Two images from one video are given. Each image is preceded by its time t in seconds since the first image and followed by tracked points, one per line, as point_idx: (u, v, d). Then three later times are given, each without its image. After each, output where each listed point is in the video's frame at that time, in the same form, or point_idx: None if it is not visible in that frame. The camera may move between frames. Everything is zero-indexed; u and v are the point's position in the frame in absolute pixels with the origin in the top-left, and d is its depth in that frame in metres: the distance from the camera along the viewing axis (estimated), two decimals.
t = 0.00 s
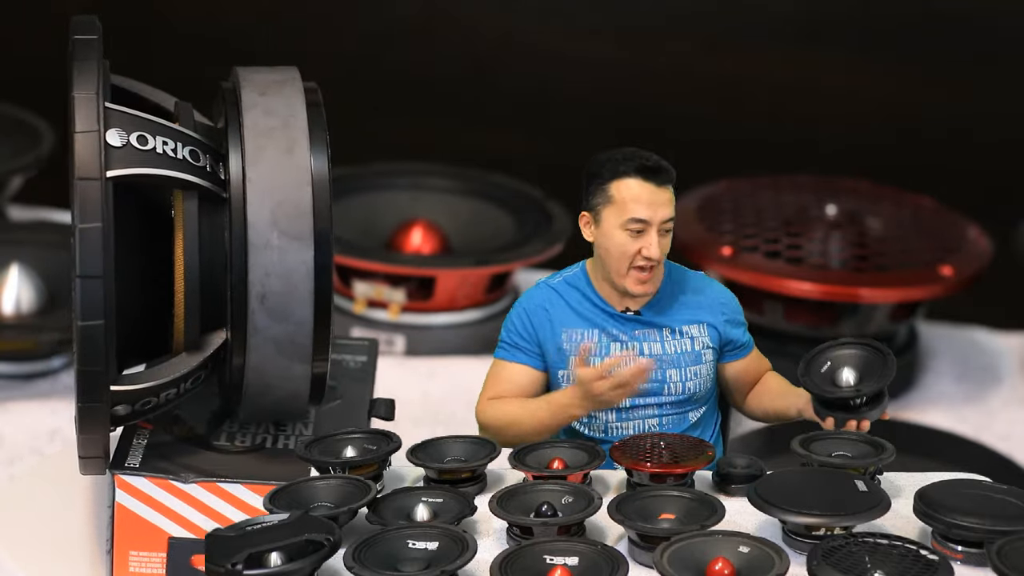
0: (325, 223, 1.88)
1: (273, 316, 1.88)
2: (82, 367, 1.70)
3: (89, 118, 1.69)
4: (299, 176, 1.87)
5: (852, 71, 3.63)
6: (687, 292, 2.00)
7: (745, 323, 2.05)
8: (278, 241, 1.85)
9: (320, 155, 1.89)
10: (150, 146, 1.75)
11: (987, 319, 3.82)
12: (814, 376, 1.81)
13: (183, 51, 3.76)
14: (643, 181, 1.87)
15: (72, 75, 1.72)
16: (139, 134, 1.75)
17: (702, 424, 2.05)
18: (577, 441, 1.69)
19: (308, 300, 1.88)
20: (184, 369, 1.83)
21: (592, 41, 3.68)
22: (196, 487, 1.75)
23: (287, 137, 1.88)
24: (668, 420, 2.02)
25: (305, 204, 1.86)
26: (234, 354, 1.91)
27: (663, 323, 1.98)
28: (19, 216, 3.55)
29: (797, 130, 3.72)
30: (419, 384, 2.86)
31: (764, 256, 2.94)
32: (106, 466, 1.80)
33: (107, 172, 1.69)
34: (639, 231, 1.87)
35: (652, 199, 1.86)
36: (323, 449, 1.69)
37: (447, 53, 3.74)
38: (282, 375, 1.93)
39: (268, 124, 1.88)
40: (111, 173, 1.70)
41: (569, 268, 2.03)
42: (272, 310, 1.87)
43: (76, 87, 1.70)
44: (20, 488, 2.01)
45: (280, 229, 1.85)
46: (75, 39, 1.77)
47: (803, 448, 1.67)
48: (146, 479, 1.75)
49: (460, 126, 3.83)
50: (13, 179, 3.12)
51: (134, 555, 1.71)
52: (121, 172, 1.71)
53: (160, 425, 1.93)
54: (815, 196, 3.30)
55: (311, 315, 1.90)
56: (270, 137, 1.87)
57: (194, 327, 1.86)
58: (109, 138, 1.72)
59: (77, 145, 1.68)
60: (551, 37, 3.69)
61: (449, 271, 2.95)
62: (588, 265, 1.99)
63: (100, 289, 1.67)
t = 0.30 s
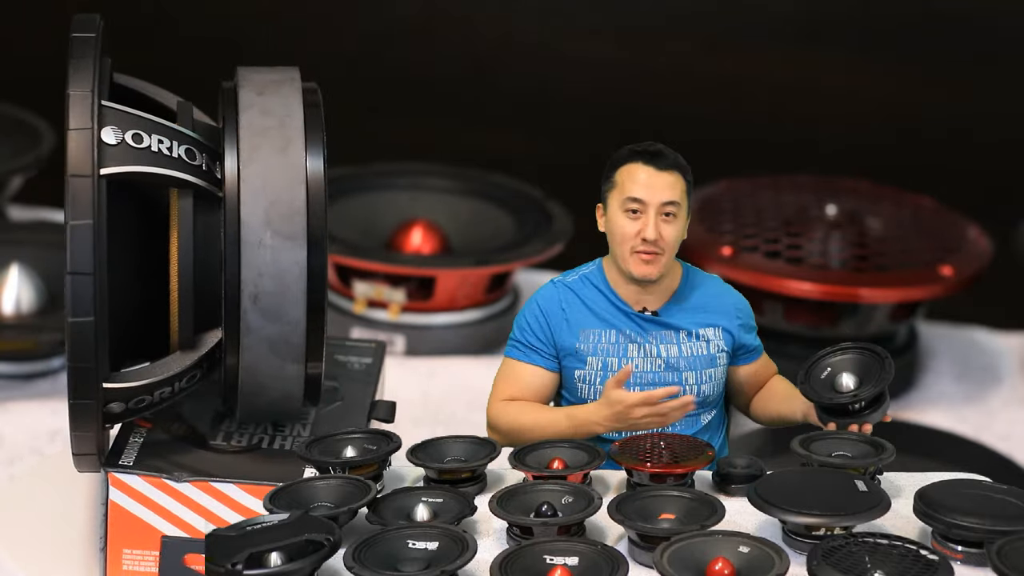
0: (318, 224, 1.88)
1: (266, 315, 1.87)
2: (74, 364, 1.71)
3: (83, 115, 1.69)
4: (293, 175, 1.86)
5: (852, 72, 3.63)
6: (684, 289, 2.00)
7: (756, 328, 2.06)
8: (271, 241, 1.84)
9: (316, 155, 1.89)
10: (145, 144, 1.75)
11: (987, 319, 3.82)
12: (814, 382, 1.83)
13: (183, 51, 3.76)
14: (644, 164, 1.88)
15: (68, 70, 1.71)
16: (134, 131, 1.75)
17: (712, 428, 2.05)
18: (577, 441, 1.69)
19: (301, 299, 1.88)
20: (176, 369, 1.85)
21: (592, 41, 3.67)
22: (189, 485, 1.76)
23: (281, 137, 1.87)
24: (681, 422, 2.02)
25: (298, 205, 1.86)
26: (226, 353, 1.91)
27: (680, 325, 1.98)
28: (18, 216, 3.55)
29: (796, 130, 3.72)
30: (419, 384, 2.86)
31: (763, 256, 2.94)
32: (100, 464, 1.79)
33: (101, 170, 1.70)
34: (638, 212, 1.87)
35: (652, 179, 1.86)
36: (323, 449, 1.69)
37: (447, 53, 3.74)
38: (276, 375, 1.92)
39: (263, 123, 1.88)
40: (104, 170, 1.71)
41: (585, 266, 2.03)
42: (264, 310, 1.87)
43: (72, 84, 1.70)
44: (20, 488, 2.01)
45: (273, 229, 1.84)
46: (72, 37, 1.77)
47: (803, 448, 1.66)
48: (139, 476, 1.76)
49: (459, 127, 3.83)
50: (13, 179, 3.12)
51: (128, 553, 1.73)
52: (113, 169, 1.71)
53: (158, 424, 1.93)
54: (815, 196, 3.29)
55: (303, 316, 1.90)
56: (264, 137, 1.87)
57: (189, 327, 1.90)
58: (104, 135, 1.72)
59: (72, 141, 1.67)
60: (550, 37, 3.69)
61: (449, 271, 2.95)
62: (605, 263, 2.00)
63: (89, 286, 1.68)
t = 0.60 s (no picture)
0: (312, 225, 1.87)
1: (259, 314, 1.87)
2: (64, 361, 1.74)
3: (77, 111, 1.71)
4: (288, 176, 1.85)
5: (852, 71, 3.64)
6: (687, 290, 1.99)
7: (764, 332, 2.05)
8: (264, 240, 1.84)
9: (311, 155, 1.88)
10: (140, 142, 1.76)
11: (987, 319, 3.82)
12: (822, 393, 1.81)
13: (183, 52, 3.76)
14: (651, 168, 1.85)
15: (66, 67, 1.74)
16: (130, 129, 1.76)
17: (713, 432, 2.06)
18: (577, 441, 1.69)
19: (294, 299, 1.88)
20: (170, 368, 1.86)
21: (592, 41, 3.68)
22: (182, 484, 1.76)
23: (277, 137, 1.87)
24: (681, 424, 2.03)
25: (292, 205, 1.85)
26: (221, 353, 1.91)
27: (685, 329, 1.98)
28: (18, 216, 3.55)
29: (796, 129, 3.72)
30: (418, 384, 2.86)
31: (763, 256, 2.94)
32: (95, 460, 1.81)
33: (94, 168, 1.72)
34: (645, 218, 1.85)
35: (659, 185, 1.84)
36: (324, 449, 1.69)
37: (447, 53, 3.74)
38: (269, 375, 1.92)
39: (259, 123, 1.87)
40: (98, 167, 1.73)
41: (593, 265, 2.03)
42: (257, 310, 1.87)
43: (68, 81, 1.73)
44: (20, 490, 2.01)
45: (267, 229, 1.84)
46: (73, 34, 1.79)
47: (803, 448, 1.67)
48: (133, 475, 1.77)
49: (460, 126, 3.83)
50: (13, 179, 3.12)
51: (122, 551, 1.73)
52: (105, 167, 1.73)
53: (156, 422, 1.94)
54: (815, 196, 3.29)
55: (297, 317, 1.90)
56: (260, 137, 1.86)
57: (184, 326, 1.90)
58: (99, 133, 1.73)
59: (64, 139, 1.71)
60: (550, 37, 3.69)
61: (449, 271, 2.95)
62: (613, 264, 2.00)
63: (79, 283, 1.71)
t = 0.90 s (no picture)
0: (306, 226, 1.87)
1: (252, 313, 1.87)
2: (55, 358, 1.74)
3: (71, 108, 1.72)
4: (282, 176, 1.86)
5: (852, 71, 3.63)
6: (688, 289, 1.99)
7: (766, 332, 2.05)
8: (257, 240, 1.84)
9: (307, 155, 1.88)
10: (136, 140, 1.77)
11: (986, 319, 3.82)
12: (825, 389, 1.83)
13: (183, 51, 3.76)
14: (656, 170, 1.85)
15: (62, 64, 1.75)
16: (127, 126, 1.77)
17: (713, 432, 2.06)
18: (577, 441, 1.69)
19: (287, 298, 1.88)
20: (165, 367, 1.86)
21: (592, 41, 3.67)
22: (175, 483, 1.76)
23: (273, 136, 1.87)
24: (682, 424, 2.03)
25: (286, 205, 1.85)
26: (216, 352, 1.91)
27: (686, 330, 1.98)
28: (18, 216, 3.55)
29: (796, 130, 3.72)
30: (417, 384, 2.86)
31: (763, 256, 2.94)
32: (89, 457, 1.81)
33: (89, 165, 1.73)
34: (653, 220, 1.85)
35: (666, 186, 1.84)
36: (324, 449, 1.70)
37: (447, 53, 3.74)
38: (262, 375, 1.92)
39: (256, 122, 1.88)
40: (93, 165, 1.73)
41: (594, 264, 2.04)
42: (250, 309, 1.87)
43: (64, 78, 1.74)
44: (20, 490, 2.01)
45: (260, 228, 1.84)
46: (72, 31, 1.80)
47: (803, 448, 1.67)
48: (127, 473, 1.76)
49: (460, 126, 3.83)
50: (13, 179, 3.12)
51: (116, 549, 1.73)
52: (100, 164, 1.74)
53: (154, 420, 1.94)
54: (815, 196, 3.29)
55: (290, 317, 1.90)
56: (257, 137, 1.87)
57: (178, 325, 1.90)
58: (95, 131, 1.74)
59: (58, 135, 1.72)
60: (550, 37, 3.69)
61: (449, 271, 2.95)
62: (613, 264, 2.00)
63: (70, 279, 1.71)
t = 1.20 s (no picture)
0: (300, 226, 1.86)
1: (244, 312, 1.87)
2: (47, 354, 1.74)
3: (67, 105, 1.74)
4: (276, 175, 1.85)
5: (851, 71, 3.63)
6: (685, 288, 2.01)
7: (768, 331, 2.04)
8: (250, 239, 1.84)
9: (302, 155, 1.88)
10: (131, 139, 1.78)
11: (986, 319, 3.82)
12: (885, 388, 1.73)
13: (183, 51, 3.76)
14: (672, 175, 1.90)
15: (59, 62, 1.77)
16: (122, 125, 1.78)
17: (712, 430, 2.06)
18: (576, 441, 1.69)
19: (279, 297, 1.87)
20: (160, 364, 1.86)
21: (592, 41, 3.67)
22: (169, 482, 1.76)
23: (268, 136, 1.87)
24: (679, 422, 2.04)
25: (278, 205, 1.85)
26: (210, 351, 1.91)
27: (683, 327, 1.99)
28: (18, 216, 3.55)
29: (796, 129, 3.72)
30: (417, 384, 2.86)
31: (763, 256, 2.94)
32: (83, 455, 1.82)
33: (83, 163, 1.74)
34: (674, 225, 1.90)
35: (687, 193, 1.90)
36: (323, 449, 1.70)
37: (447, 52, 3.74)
38: (256, 374, 1.91)
39: (252, 122, 1.88)
40: (87, 163, 1.75)
41: (591, 265, 2.05)
42: (242, 308, 1.87)
43: (60, 76, 1.75)
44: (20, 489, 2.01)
45: (253, 228, 1.84)
46: (71, 30, 1.82)
47: (803, 448, 1.67)
48: (120, 471, 1.77)
49: (460, 126, 3.83)
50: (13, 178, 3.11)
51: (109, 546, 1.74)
52: (95, 162, 1.75)
53: (152, 419, 1.94)
54: (815, 196, 3.29)
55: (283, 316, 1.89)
56: (252, 137, 1.87)
57: (174, 323, 1.90)
58: (90, 128, 1.76)
59: (52, 133, 1.73)
60: (550, 37, 3.69)
61: (449, 271, 2.95)
62: (613, 264, 2.02)
63: (62, 276, 1.72)
